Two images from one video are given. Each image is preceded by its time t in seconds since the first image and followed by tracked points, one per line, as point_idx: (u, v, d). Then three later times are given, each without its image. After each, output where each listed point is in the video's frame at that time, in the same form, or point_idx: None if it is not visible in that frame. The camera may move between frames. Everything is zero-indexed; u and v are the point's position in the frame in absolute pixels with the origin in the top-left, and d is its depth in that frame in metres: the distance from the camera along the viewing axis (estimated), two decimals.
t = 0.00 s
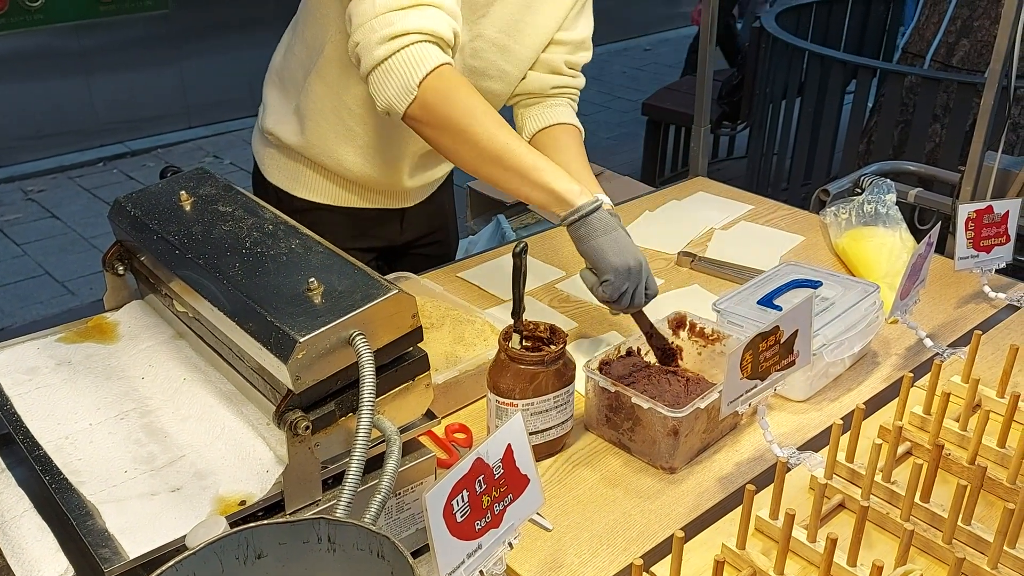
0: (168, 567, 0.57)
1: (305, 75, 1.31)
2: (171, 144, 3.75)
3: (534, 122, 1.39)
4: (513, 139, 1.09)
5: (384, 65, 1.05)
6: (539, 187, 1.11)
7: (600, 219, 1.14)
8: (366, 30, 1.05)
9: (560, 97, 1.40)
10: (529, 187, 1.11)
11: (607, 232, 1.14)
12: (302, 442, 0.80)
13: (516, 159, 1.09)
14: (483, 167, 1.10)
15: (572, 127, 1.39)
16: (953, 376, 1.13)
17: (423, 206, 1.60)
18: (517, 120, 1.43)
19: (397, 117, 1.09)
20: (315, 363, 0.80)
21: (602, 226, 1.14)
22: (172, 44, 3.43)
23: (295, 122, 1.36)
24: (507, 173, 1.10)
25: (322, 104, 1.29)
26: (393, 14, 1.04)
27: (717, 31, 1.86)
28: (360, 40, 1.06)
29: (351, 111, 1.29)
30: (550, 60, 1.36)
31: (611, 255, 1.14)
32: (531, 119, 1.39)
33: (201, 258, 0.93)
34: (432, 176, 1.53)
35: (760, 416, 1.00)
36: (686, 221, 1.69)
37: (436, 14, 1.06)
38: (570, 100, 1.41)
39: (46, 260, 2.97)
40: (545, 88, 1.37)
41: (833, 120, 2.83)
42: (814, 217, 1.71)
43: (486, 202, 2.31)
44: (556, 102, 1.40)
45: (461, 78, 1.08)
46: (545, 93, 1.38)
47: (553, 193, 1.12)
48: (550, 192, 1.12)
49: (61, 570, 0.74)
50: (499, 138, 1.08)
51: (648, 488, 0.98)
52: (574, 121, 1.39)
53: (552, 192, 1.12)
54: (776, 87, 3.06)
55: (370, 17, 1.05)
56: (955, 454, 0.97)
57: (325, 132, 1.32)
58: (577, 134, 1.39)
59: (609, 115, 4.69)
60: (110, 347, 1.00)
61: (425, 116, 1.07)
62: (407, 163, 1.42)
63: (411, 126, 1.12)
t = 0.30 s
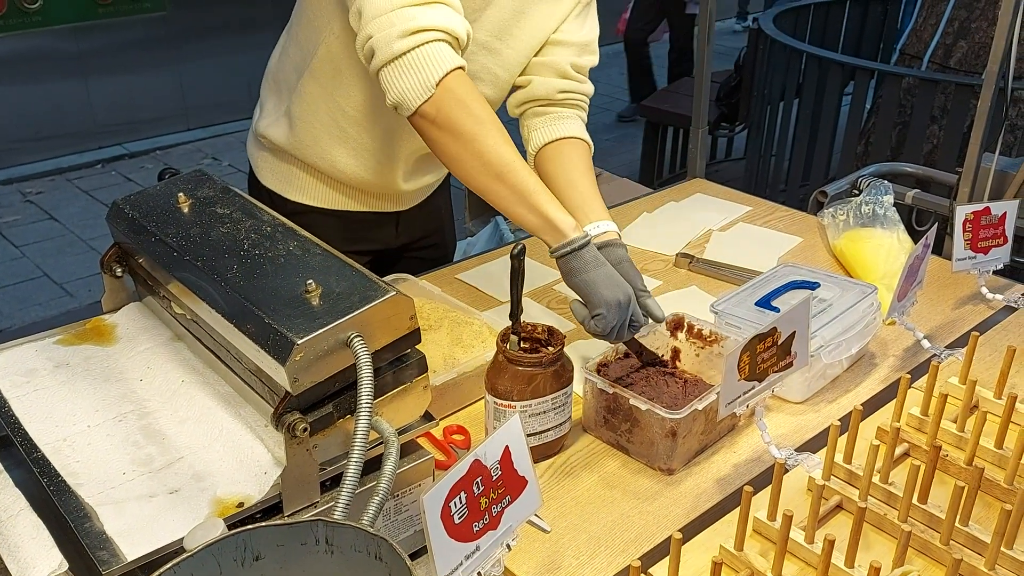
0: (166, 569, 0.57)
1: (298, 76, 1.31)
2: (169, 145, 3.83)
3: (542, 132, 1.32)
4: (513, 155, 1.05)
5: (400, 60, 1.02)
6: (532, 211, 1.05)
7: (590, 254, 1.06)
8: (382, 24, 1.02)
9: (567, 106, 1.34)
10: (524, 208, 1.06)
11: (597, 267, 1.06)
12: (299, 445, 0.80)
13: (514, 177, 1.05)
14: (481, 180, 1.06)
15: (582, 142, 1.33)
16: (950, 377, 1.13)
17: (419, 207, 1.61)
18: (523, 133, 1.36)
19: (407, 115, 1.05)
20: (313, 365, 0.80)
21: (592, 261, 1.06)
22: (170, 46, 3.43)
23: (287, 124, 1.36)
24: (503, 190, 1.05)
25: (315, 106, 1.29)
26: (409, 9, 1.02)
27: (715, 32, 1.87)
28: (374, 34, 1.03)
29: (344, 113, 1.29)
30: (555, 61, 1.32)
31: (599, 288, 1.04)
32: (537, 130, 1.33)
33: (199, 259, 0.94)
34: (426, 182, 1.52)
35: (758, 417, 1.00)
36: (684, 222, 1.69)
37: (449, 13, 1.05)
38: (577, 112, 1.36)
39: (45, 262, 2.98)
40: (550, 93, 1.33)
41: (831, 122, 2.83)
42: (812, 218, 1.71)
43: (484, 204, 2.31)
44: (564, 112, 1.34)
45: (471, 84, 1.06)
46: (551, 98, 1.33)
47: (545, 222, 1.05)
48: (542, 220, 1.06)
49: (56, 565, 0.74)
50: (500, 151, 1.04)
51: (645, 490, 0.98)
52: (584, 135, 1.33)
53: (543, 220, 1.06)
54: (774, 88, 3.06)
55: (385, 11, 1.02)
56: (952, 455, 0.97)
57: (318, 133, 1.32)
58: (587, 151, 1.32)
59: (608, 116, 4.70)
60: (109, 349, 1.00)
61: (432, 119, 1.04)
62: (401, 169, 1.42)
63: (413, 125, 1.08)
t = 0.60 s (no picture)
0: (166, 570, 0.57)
1: (297, 78, 1.31)
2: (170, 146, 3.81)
3: (539, 136, 1.32)
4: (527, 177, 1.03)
5: (420, 68, 0.99)
6: (541, 235, 1.03)
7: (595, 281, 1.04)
8: (403, 31, 0.98)
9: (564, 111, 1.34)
10: (534, 231, 1.03)
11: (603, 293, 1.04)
12: (299, 446, 0.80)
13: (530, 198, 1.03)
14: (492, 199, 1.03)
15: (579, 147, 1.32)
16: (950, 378, 1.13)
17: (416, 211, 1.62)
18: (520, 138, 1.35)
19: (422, 124, 1.02)
20: (313, 366, 0.80)
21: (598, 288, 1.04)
22: (170, 47, 3.43)
23: (284, 127, 1.36)
24: (514, 210, 1.03)
25: (312, 110, 1.29)
26: (430, 16, 0.99)
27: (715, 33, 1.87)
28: (394, 41, 0.98)
29: (341, 118, 1.28)
30: (551, 65, 1.32)
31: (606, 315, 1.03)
32: (534, 133, 1.32)
33: (200, 261, 0.94)
34: (421, 186, 1.52)
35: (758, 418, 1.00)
36: (684, 222, 1.70)
37: (468, 23, 1.02)
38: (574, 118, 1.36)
39: (45, 263, 2.98)
40: (547, 97, 1.32)
41: (831, 122, 2.83)
42: (812, 219, 1.71)
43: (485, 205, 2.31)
44: (561, 116, 1.34)
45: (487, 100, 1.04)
46: (548, 102, 1.32)
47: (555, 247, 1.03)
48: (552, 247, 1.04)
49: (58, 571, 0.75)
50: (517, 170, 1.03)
51: (645, 490, 0.98)
52: (582, 140, 1.32)
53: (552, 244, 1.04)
54: (774, 89, 3.06)
55: (404, 18, 0.98)
56: (952, 455, 0.97)
57: (314, 137, 1.32)
58: (584, 155, 1.32)
59: (608, 117, 4.70)
60: (109, 350, 1.00)
61: (447, 133, 1.02)
62: (397, 175, 1.42)
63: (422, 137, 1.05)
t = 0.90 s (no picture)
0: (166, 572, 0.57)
1: (294, 80, 1.31)
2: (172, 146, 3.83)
3: (537, 138, 1.32)
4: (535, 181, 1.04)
5: (427, 72, 0.98)
6: (550, 243, 1.06)
7: (605, 285, 1.08)
8: (408, 35, 0.98)
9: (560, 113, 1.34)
10: (542, 238, 1.05)
11: (613, 296, 1.07)
12: (300, 447, 0.80)
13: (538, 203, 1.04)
14: (503, 205, 1.04)
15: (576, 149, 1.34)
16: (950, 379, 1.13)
17: (414, 213, 1.62)
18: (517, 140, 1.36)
19: (428, 129, 1.01)
20: (314, 367, 0.80)
21: (608, 290, 1.08)
22: (170, 49, 3.43)
23: (281, 129, 1.36)
24: (519, 215, 1.04)
25: (309, 113, 1.29)
26: (435, 20, 0.98)
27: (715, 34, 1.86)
28: (399, 45, 0.98)
29: (337, 122, 1.28)
30: (547, 67, 1.31)
31: (616, 322, 1.06)
32: (531, 136, 1.33)
33: (200, 262, 0.94)
34: (420, 188, 1.53)
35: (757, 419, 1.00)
36: (683, 224, 1.70)
37: (473, 26, 1.01)
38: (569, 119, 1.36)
39: (45, 265, 2.98)
40: (544, 99, 1.32)
41: (830, 124, 2.84)
42: (812, 220, 1.71)
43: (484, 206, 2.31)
44: (558, 118, 1.34)
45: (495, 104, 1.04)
46: (545, 104, 1.32)
47: (564, 252, 1.06)
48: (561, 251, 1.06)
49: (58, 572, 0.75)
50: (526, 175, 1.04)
51: (645, 491, 0.98)
52: (578, 141, 1.33)
53: (560, 249, 1.06)
54: (773, 90, 3.06)
55: (410, 21, 0.98)
56: (952, 456, 0.97)
57: (311, 140, 1.32)
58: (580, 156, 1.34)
59: (608, 118, 4.71)
60: (109, 351, 1.00)
61: (455, 140, 1.01)
62: (395, 177, 1.42)
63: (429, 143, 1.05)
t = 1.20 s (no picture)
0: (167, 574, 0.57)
1: (289, 82, 1.31)
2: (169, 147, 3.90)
3: (535, 138, 1.33)
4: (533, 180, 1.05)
5: (421, 70, 0.98)
6: (543, 243, 1.07)
7: (601, 284, 1.10)
8: (402, 32, 0.98)
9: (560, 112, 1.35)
10: (535, 238, 1.06)
11: (610, 295, 1.10)
12: (301, 448, 0.79)
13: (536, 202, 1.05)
14: (498, 206, 1.04)
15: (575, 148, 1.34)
16: (951, 380, 1.13)
17: (409, 213, 1.62)
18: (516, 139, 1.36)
19: (422, 126, 1.01)
20: (314, 368, 0.80)
21: (604, 289, 1.10)
22: (171, 50, 3.43)
23: (276, 131, 1.36)
24: (516, 217, 1.05)
25: (304, 115, 1.29)
26: (429, 17, 0.99)
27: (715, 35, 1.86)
28: (392, 42, 0.98)
29: (333, 125, 1.28)
30: (544, 65, 1.31)
31: (611, 322, 1.09)
32: (531, 136, 1.33)
33: (201, 264, 0.94)
34: (414, 188, 1.53)
35: (758, 420, 1.00)
36: (684, 224, 1.70)
37: (467, 23, 1.01)
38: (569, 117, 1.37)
39: (45, 266, 2.99)
40: (544, 98, 1.32)
41: (830, 125, 2.84)
42: (812, 221, 1.71)
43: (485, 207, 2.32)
44: (557, 117, 1.35)
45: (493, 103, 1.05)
46: (543, 103, 1.33)
47: (560, 253, 1.07)
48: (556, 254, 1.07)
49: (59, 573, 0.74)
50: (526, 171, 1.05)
51: (646, 492, 0.98)
52: (577, 141, 1.34)
53: (555, 249, 1.07)
54: (773, 91, 3.06)
55: (403, 19, 0.98)
56: (953, 457, 0.97)
57: (307, 143, 1.32)
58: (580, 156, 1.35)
59: (608, 118, 4.71)
60: (109, 352, 1.00)
61: (449, 138, 1.01)
62: (389, 179, 1.42)
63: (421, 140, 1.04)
